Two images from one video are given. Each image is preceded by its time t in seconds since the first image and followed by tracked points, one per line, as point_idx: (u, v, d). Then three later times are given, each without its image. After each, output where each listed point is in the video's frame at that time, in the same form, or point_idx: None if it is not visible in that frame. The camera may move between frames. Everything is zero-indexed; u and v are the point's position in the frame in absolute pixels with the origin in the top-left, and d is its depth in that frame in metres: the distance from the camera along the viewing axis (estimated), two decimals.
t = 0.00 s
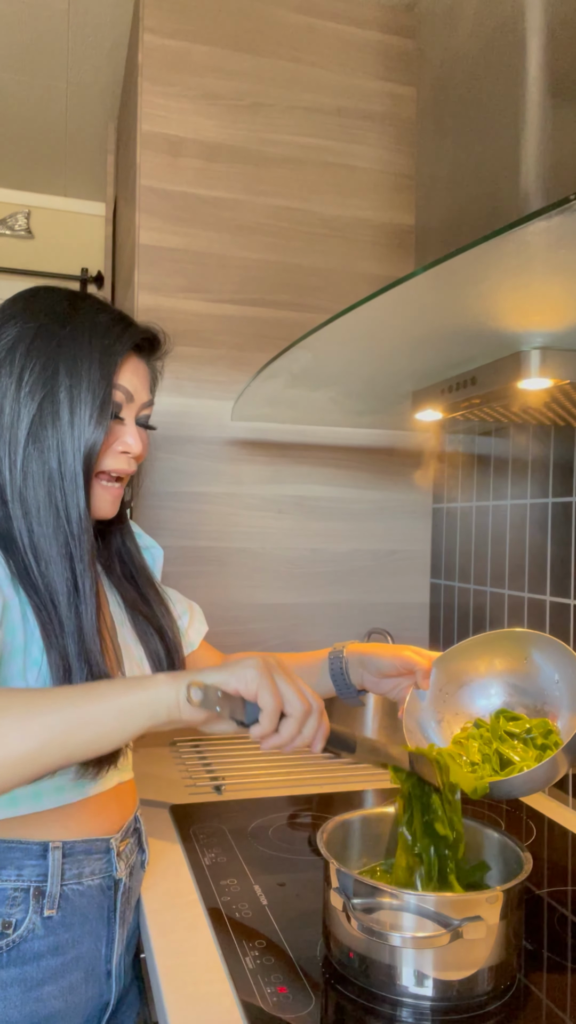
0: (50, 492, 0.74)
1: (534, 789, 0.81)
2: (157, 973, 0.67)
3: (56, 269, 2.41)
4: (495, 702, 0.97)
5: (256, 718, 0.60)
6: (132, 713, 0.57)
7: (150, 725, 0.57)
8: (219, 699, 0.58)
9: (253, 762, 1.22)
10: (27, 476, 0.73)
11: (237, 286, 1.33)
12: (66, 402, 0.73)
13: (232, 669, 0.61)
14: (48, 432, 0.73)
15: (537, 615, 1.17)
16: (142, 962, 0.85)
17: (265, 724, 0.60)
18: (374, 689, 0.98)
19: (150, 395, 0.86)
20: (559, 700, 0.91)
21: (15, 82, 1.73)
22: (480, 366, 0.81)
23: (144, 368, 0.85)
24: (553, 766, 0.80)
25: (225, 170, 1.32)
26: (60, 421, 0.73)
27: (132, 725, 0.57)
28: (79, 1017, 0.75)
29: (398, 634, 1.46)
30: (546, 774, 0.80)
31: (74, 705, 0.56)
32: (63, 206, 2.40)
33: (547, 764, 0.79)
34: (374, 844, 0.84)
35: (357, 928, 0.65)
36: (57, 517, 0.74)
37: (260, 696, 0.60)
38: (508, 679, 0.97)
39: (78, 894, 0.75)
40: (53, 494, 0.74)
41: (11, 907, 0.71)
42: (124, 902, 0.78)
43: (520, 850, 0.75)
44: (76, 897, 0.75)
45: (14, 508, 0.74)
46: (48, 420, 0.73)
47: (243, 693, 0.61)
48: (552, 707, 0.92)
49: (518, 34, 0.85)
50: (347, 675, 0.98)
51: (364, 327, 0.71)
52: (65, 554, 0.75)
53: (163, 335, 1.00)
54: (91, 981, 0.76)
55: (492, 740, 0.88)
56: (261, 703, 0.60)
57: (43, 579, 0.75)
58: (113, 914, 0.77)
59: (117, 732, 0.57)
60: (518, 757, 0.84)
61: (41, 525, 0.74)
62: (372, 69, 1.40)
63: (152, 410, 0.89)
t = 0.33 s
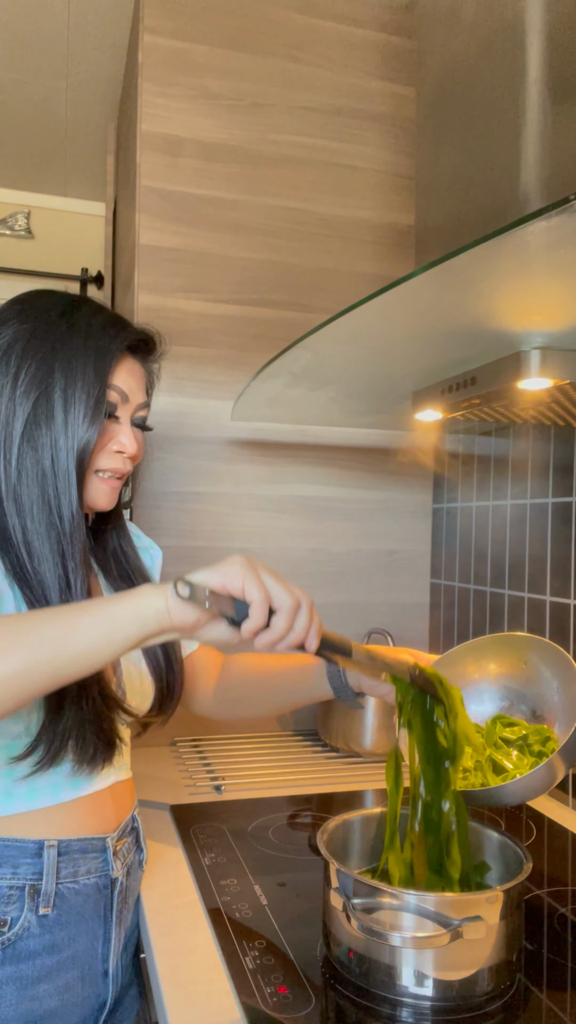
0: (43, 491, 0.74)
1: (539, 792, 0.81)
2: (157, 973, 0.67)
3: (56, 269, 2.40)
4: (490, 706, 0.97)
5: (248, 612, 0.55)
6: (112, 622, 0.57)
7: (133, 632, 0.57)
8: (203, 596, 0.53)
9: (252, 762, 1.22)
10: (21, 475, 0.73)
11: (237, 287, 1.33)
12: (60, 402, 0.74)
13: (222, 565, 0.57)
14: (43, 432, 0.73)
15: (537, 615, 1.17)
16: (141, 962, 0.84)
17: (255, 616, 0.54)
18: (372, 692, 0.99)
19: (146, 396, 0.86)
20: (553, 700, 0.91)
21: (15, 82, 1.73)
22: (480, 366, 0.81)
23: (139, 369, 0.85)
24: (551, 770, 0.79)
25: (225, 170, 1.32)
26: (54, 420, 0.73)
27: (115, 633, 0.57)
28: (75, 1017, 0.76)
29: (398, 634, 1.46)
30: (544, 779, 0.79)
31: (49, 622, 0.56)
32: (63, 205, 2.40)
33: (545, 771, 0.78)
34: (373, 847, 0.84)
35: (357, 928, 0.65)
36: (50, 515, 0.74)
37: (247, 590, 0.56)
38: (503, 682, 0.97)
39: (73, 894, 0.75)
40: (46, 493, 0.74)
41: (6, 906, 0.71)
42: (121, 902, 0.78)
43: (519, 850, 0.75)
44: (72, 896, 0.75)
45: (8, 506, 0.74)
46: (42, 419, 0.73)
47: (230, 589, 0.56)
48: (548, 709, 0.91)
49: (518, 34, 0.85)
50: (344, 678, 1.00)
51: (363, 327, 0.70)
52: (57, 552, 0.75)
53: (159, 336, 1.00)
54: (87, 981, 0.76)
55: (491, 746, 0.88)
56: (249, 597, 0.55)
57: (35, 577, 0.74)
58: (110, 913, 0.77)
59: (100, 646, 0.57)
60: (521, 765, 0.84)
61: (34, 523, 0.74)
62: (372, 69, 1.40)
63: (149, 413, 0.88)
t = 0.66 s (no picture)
0: (47, 490, 0.73)
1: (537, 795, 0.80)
2: (157, 973, 0.67)
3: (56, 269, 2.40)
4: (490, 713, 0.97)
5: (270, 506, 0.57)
6: (139, 532, 0.55)
7: (163, 539, 0.56)
8: (227, 490, 0.55)
9: (252, 762, 1.22)
10: (25, 475, 0.73)
11: (237, 287, 1.33)
12: (64, 402, 0.74)
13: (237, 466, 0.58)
14: (46, 431, 0.73)
15: (537, 615, 1.17)
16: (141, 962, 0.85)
17: (279, 507, 0.56)
18: (372, 694, 1.00)
19: (147, 396, 0.86)
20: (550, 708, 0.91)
21: (15, 81, 1.72)
22: (480, 366, 0.81)
23: (140, 370, 0.85)
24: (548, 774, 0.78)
25: (225, 170, 1.32)
26: (57, 420, 0.73)
27: (145, 544, 0.55)
28: (76, 1017, 0.75)
29: (398, 633, 1.47)
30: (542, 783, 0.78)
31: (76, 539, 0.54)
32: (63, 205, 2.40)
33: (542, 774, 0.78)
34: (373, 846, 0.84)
35: (356, 928, 0.65)
36: (54, 514, 0.74)
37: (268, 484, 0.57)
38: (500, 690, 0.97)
39: (75, 894, 0.75)
40: (50, 492, 0.73)
41: (7, 906, 0.71)
42: (122, 902, 0.78)
43: (519, 850, 0.74)
44: (73, 896, 0.75)
45: (14, 505, 0.74)
46: (46, 419, 0.73)
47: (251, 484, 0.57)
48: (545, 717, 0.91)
49: (518, 34, 0.85)
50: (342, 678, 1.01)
51: (364, 327, 0.70)
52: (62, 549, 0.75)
53: (160, 336, 1.00)
54: (88, 981, 0.76)
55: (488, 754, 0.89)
56: (270, 490, 0.57)
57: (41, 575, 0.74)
58: (110, 913, 0.77)
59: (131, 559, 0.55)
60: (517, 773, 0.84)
61: (38, 521, 0.74)
62: (372, 69, 1.40)
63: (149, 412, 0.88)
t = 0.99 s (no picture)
0: (54, 489, 0.73)
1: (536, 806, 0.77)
2: (157, 973, 0.67)
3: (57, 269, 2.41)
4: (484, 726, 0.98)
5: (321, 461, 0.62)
6: (209, 493, 0.59)
7: (231, 498, 0.60)
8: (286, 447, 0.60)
9: (252, 762, 1.22)
10: (31, 474, 0.73)
11: (237, 287, 1.33)
12: (68, 401, 0.74)
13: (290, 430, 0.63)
14: (52, 431, 0.73)
15: (537, 615, 1.17)
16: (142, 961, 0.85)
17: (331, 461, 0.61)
18: (369, 702, 1.01)
19: (149, 394, 0.86)
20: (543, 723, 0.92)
21: (15, 81, 1.73)
22: (480, 366, 0.81)
23: (143, 368, 0.85)
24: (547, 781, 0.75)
25: (225, 170, 1.32)
26: (62, 419, 0.73)
27: (216, 502, 0.59)
28: (78, 1017, 0.75)
29: (398, 633, 1.47)
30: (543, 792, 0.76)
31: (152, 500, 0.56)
32: (63, 205, 2.40)
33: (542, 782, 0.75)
34: (374, 847, 0.84)
35: (356, 928, 0.65)
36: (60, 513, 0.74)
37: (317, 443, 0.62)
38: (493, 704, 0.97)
39: (76, 894, 0.75)
40: (57, 491, 0.73)
41: (9, 906, 0.71)
42: (123, 902, 0.78)
43: (519, 850, 0.74)
44: (75, 896, 0.75)
45: (21, 505, 0.74)
46: (51, 419, 0.73)
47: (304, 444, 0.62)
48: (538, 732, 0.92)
49: (518, 34, 0.85)
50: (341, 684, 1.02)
51: (364, 327, 0.70)
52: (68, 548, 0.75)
53: (161, 336, 1.00)
54: (90, 981, 0.76)
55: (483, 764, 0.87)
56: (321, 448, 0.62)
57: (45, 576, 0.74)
58: (112, 913, 0.77)
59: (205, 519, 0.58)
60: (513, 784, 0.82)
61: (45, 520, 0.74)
62: (372, 69, 1.40)
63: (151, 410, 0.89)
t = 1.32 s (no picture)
0: (59, 490, 0.74)
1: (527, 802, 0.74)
2: (157, 974, 0.67)
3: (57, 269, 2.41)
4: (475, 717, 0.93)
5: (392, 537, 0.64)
6: (282, 527, 0.60)
7: (301, 535, 0.61)
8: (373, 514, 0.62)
9: (253, 762, 1.22)
10: (37, 475, 0.74)
11: (237, 286, 1.33)
12: (73, 402, 0.74)
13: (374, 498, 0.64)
14: (58, 432, 0.73)
15: (537, 615, 1.17)
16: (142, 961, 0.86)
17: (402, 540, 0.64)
18: (364, 702, 1.00)
19: (153, 394, 0.86)
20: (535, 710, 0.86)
21: (15, 81, 1.72)
22: (480, 366, 0.81)
23: (147, 369, 0.85)
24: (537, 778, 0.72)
25: (225, 170, 1.32)
26: (67, 420, 0.74)
27: (290, 534, 0.61)
28: (79, 1018, 0.75)
29: (398, 634, 1.47)
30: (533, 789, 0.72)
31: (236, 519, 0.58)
32: (63, 205, 2.40)
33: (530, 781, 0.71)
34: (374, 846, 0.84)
35: (356, 928, 0.65)
36: (65, 513, 0.74)
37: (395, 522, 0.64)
38: (482, 693, 0.92)
39: (79, 894, 0.75)
40: (62, 492, 0.74)
41: (12, 906, 0.71)
42: (125, 902, 0.78)
43: (518, 849, 0.75)
44: (77, 896, 0.75)
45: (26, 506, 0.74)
46: (56, 419, 0.73)
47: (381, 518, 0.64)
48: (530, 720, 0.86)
49: (517, 34, 0.85)
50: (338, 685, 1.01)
51: (364, 327, 0.70)
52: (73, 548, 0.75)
53: (166, 336, 0.99)
54: (91, 981, 0.76)
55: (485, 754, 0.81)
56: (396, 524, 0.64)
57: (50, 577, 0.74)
58: (113, 913, 0.77)
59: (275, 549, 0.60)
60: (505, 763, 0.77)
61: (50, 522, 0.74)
62: (371, 69, 1.40)
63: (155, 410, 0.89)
